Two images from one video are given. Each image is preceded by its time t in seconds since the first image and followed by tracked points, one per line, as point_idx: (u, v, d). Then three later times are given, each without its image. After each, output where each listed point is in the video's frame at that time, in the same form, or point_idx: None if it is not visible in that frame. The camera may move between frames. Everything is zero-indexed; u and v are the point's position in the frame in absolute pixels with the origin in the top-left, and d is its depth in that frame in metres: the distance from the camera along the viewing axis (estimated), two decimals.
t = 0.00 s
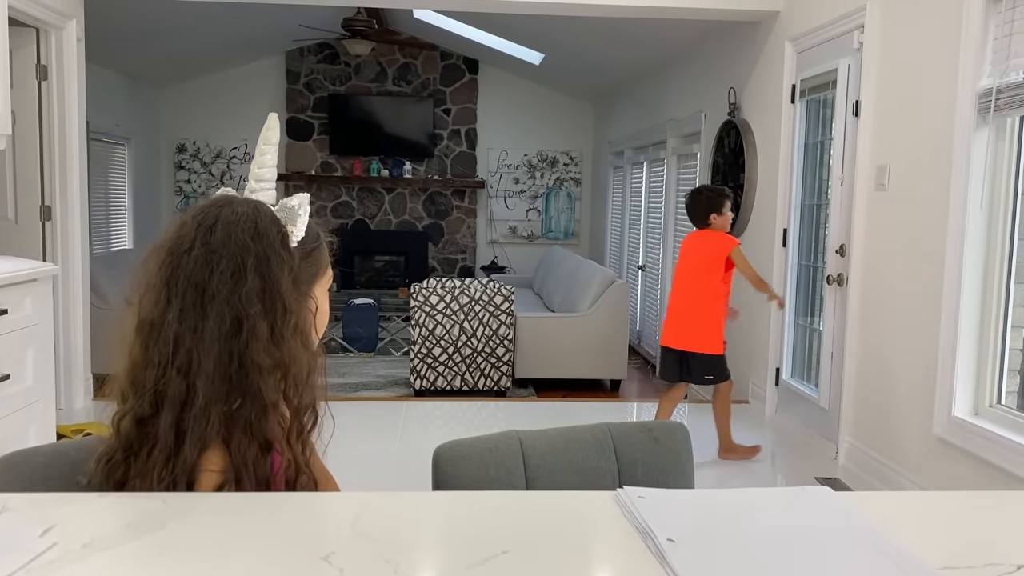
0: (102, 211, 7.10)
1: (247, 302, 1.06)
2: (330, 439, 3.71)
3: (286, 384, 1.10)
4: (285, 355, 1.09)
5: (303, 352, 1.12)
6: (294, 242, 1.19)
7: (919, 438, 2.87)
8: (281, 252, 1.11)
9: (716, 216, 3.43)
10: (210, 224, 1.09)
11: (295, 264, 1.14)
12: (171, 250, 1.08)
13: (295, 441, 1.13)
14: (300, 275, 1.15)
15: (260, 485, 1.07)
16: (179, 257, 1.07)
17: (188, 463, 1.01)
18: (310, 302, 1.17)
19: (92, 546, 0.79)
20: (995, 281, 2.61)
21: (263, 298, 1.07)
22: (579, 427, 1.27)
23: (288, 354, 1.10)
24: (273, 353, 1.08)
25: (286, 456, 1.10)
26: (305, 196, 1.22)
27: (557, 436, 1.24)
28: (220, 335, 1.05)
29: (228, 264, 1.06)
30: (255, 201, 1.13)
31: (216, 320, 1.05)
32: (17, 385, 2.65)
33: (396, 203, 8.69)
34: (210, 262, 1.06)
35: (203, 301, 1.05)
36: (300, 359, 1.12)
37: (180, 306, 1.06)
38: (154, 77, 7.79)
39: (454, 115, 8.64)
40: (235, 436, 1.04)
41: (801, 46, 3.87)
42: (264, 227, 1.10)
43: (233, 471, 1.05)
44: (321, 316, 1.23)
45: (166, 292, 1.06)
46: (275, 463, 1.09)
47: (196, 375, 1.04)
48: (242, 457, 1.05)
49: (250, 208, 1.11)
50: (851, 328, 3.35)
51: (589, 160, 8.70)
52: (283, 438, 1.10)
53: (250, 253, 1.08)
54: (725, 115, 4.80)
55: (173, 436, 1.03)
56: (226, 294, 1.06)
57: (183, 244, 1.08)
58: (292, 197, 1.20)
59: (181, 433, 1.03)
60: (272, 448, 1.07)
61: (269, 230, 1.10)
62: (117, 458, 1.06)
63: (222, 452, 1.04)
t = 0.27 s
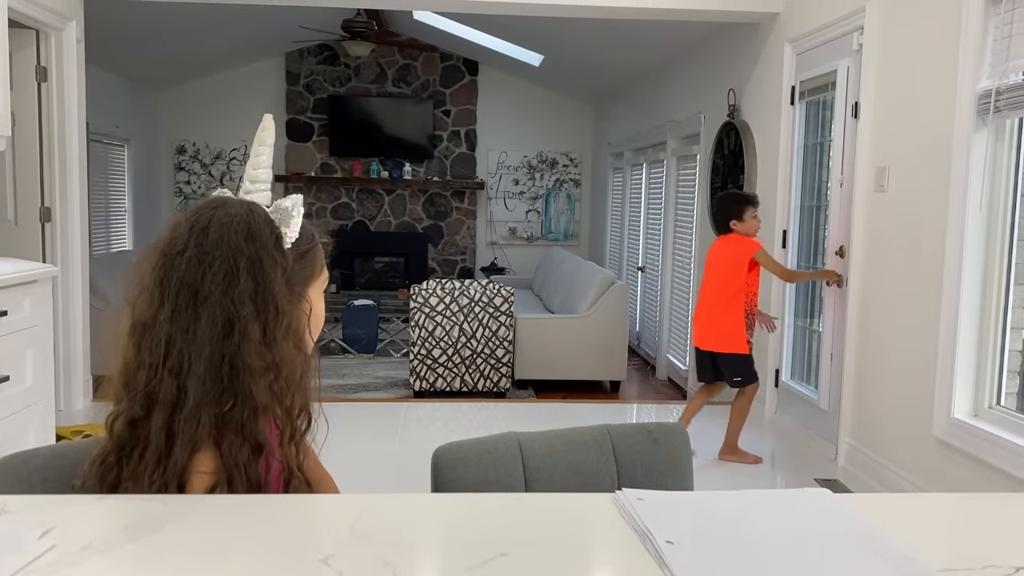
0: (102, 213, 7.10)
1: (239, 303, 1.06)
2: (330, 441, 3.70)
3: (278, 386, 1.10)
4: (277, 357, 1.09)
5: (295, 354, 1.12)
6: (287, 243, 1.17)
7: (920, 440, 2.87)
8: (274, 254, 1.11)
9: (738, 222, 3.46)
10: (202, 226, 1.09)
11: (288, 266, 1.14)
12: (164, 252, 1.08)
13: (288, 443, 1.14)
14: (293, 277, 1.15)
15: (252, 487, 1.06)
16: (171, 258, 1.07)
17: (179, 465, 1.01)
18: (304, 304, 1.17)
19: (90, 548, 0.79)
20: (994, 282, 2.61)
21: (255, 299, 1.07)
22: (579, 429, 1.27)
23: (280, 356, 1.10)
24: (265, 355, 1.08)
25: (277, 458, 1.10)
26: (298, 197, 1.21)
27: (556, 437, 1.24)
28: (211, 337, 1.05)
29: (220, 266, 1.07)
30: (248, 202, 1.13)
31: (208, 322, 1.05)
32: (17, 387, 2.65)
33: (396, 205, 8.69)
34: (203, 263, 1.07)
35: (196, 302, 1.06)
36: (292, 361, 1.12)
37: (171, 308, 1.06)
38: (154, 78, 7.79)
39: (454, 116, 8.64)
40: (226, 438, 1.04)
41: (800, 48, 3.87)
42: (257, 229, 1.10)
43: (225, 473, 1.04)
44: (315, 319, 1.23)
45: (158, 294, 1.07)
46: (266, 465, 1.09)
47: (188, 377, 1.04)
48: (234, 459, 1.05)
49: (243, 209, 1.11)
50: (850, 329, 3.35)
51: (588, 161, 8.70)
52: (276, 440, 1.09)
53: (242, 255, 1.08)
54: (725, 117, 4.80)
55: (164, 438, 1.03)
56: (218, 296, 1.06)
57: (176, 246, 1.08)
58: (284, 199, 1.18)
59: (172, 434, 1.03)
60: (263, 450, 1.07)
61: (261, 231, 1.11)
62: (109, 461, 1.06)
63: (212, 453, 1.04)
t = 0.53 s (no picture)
0: (102, 214, 7.10)
1: (237, 304, 1.06)
2: (329, 442, 3.70)
3: (276, 388, 1.10)
4: (275, 358, 1.10)
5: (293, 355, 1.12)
6: (284, 244, 1.18)
7: (920, 442, 2.86)
8: (271, 254, 1.11)
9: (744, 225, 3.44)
10: (199, 227, 1.09)
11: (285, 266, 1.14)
12: (161, 254, 1.09)
13: (287, 443, 1.14)
14: (291, 278, 1.15)
15: (251, 488, 1.06)
16: (169, 260, 1.07)
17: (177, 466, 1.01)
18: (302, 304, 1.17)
19: (90, 550, 0.79)
20: (993, 284, 2.61)
21: (253, 300, 1.07)
22: (579, 431, 1.27)
23: (278, 357, 1.10)
24: (262, 356, 1.08)
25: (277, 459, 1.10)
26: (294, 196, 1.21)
27: (556, 439, 1.24)
28: (209, 338, 1.05)
29: (217, 267, 1.07)
30: (244, 203, 1.13)
31: (205, 323, 1.05)
32: (17, 388, 2.65)
33: (396, 206, 8.69)
34: (200, 265, 1.07)
35: (194, 305, 1.06)
36: (291, 362, 1.12)
37: (170, 310, 1.06)
38: (154, 80, 7.80)
39: (454, 118, 8.64)
40: (225, 439, 1.04)
41: (800, 49, 3.88)
42: (254, 230, 1.10)
43: (224, 475, 1.04)
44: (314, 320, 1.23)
45: (156, 296, 1.07)
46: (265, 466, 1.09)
47: (186, 379, 1.04)
48: (233, 460, 1.04)
49: (240, 210, 1.12)
50: (850, 330, 3.35)
51: (588, 163, 8.70)
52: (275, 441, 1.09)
53: (240, 256, 1.08)
54: (725, 118, 4.81)
55: (163, 440, 1.03)
56: (216, 297, 1.06)
57: (173, 248, 1.08)
58: (280, 199, 1.18)
59: (171, 436, 1.03)
60: (262, 451, 1.07)
61: (258, 233, 1.11)
62: (109, 464, 1.06)
63: (212, 455, 1.04)
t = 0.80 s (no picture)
0: (102, 215, 7.10)
1: (238, 305, 1.06)
2: (329, 443, 3.70)
3: (277, 388, 1.10)
4: (276, 358, 1.10)
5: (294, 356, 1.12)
6: (286, 245, 1.18)
7: (920, 444, 2.86)
8: (273, 255, 1.11)
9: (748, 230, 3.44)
10: (200, 228, 1.09)
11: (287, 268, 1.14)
12: (162, 255, 1.09)
13: (287, 444, 1.14)
14: (292, 279, 1.15)
15: (251, 489, 1.06)
16: (169, 261, 1.07)
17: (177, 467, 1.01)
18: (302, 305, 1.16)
19: (90, 551, 0.79)
20: (993, 285, 2.61)
21: (255, 301, 1.07)
22: (579, 432, 1.27)
23: (279, 357, 1.10)
24: (263, 356, 1.08)
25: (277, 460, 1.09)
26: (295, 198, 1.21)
27: (556, 440, 1.24)
28: (210, 339, 1.05)
29: (219, 268, 1.07)
30: (246, 205, 1.13)
31: (207, 323, 1.05)
32: (17, 389, 2.65)
33: (396, 207, 8.69)
34: (201, 266, 1.07)
35: (195, 305, 1.06)
36: (292, 363, 1.12)
37: (171, 310, 1.06)
38: (154, 81, 7.80)
39: (454, 119, 8.65)
40: (225, 440, 1.04)
41: (800, 51, 3.88)
42: (255, 231, 1.10)
43: (224, 475, 1.04)
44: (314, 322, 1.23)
45: (157, 297, 1.07)
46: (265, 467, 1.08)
47: (187, 379, 1.04)
48: (233, 460, 1.04)
49: (241, 212, 1.12)
50: (850, 332, 3.35)
51: (588, 164, 8.71)
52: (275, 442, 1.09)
53: (242, 256, 1.08)
54: (725, 119, 4.81)
55: (163, 440, 1.03)
56: (217, 298, 1.06)
57: (174, 249, 1.08)
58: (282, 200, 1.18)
59: (171, 436, 1.03)
60: (262, 451, 1.07)
61: (259, 234, 1.11)
62: (109, 464, 1.06)
63: (212, 455, 1.04)
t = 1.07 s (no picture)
0: (103, 216, 7.11)
1: (242, 305, 1.06)
2: (329, 444, 3.70)
3: (279, 390, 1.10)
4: (279, 359, 1.10)
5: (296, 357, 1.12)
6: (289, 246, 1.18)
7: (920, 445, 2.86)
8: (276, 256, 1.12)
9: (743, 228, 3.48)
10: (204, 228, 1.09)
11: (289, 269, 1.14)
12: (165, 256, 1.09)
13: (289, 445, 1.14)
14: (295, 279, 1.16)
15: (253, 490, 1.06)
16: (173, 260, 1.08)
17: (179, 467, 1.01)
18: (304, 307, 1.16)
19: (90, 552, 0.79)
20: (994, 287, 2.61)
21: (257, 302, 1.08)
22: (579, 434, 1.27)
23: (281, 358, 1.10)
24: (266, 357, 1.08)
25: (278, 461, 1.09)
26: (298, 200, 1.22)
27: (557, 441, 1.24)
28: (213, 340, 1.05)
29: (222, 269, 1.07)
30: (249, 206, 1.14)
31: (209, 324, 1.06)
32: (17, 390, 2.65)
33: (396, 208, 8.70)
34: (205, 267, 1.07)
35: (197, 305, 1.06)
36: (294, 364, 1.12)
37: (173, 311, 1.06)
38: (155, 82, 7.81)
39: (455, 120, 8.65)
40: (228, 440, 1.04)
41: (801, 52, 3.88)
42: (259, 232, 1.11)
43: (226, 475, 1.04)
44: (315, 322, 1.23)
45: (160, 297, 1.07)
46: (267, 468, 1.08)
47: (189, 379, 1.04)
48: (235, 460, 1.04)
49: (245, 213, 1.12)
50: (851, 333, 3.35)
51: (589, 165, 8.71)
52: (277, 442, 1.09)
53: (245, 258, 1.08)
54: (725, 121, 4.80)
55: (165, 440, 1.03)
56: (220, 299, 1.06)
57: (177, 249, 1.09)
58: (285, 202, 1.19)
59: (174, 437, 1.03)
60: (265, 451, 1.07)
61: (263, 234, 1.11)
62: (109, 466, 1.06)
63: (215, 455, 1.04)
